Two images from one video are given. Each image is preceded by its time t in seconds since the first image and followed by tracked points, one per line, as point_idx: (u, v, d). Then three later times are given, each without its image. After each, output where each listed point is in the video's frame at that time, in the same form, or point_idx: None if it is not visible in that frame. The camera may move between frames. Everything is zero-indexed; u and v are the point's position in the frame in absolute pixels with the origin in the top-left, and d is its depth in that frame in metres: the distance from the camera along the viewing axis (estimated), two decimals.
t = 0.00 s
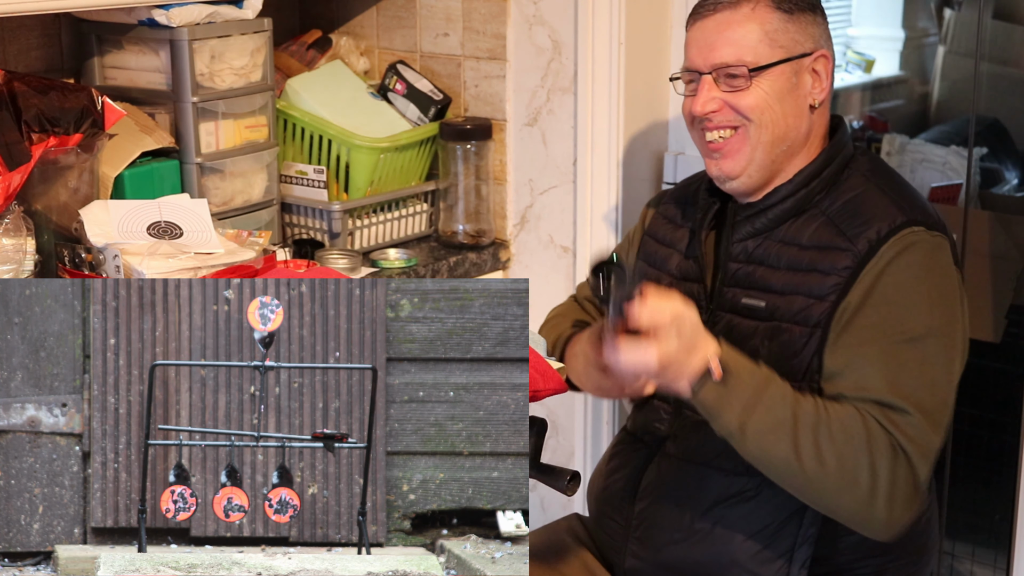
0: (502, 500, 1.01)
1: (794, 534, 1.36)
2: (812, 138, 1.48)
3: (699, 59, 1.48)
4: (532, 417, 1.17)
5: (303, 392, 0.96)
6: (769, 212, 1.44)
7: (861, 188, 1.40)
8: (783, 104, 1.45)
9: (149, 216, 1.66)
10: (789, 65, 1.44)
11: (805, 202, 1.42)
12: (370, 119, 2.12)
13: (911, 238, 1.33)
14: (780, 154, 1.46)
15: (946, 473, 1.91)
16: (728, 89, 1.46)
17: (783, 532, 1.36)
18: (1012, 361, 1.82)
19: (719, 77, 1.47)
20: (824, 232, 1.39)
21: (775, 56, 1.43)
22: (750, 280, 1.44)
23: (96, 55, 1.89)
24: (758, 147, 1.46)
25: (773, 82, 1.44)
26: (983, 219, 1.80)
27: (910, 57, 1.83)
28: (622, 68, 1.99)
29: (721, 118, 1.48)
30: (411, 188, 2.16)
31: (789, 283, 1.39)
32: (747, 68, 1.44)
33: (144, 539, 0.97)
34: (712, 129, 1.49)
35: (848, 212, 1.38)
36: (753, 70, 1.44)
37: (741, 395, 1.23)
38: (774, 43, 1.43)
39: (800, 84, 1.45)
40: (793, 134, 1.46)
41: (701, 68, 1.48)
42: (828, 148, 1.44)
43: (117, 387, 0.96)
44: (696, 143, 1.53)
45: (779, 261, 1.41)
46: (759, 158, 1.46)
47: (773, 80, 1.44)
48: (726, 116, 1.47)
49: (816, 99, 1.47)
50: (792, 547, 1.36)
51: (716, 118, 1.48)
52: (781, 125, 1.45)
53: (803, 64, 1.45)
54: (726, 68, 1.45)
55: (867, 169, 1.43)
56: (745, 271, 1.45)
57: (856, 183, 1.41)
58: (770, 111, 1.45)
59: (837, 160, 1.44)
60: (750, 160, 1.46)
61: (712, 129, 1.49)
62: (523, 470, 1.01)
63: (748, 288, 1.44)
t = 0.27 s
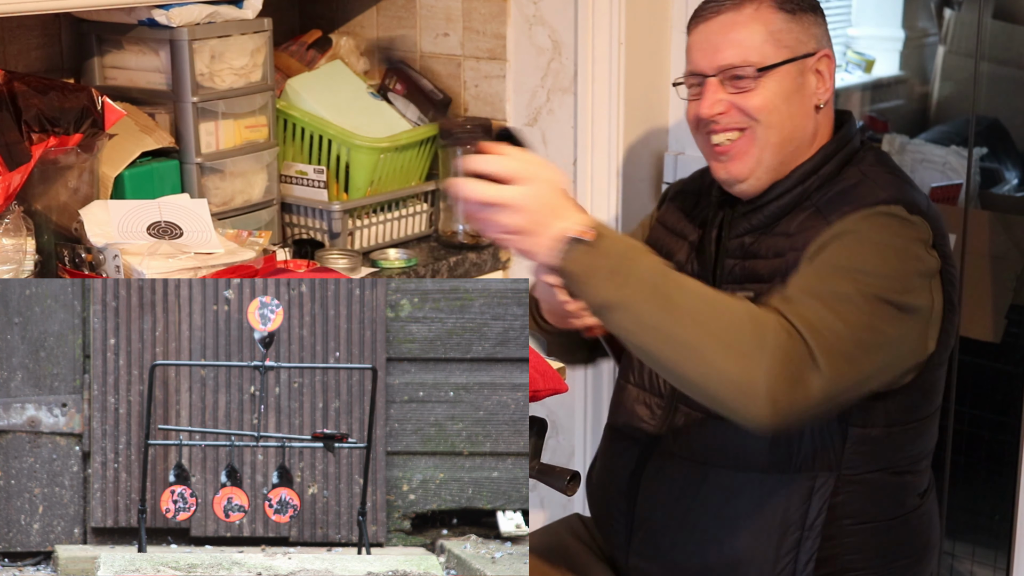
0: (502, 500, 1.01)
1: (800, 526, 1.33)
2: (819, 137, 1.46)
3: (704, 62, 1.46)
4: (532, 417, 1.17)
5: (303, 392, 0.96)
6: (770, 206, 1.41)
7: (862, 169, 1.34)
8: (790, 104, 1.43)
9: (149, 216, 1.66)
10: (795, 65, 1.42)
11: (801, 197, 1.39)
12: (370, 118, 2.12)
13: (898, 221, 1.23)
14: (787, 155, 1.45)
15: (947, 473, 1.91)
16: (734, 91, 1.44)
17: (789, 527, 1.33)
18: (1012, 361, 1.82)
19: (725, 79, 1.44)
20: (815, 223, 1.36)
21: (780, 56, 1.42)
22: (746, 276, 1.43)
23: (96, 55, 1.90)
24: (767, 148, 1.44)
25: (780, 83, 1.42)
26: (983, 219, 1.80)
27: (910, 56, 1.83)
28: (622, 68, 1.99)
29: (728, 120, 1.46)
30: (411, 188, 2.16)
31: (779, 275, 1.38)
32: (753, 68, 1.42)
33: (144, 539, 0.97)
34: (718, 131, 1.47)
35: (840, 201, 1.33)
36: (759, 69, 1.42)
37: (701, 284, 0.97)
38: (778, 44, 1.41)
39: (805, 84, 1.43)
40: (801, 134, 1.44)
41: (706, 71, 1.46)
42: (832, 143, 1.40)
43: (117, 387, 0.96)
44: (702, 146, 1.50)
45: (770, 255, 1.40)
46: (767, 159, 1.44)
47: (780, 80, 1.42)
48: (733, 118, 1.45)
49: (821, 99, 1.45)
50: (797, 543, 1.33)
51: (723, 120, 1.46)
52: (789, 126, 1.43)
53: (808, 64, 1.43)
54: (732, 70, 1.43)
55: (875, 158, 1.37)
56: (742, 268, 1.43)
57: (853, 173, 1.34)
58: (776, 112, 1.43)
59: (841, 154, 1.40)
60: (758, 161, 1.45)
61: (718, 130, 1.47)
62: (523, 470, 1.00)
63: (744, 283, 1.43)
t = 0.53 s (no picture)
0: (502, 500, 1.00)
1: (795, 538, 1.32)
2: (801, 143, 1.46)
3: (689, 59, 1.45)
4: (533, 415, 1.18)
5: (303, 392, 0.97)
6: (748, 210, 1.40)
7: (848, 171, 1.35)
8: (773, 106, 1.42)
9: (149, 215, 1.66)
10: (780, 66, 1.41)
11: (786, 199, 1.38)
12: (370, 118, 2.12)
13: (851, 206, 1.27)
14: (769, 158, 1.44)
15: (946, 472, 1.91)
16: (717, 89, 1.43)
17: (785, 539, 1.32)
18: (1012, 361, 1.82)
19: (709, 77, 1.43)
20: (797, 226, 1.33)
21: (766, 56, 1.41)
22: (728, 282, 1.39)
23: (96, 55, 1.90)
24: (749, 150, 1.43)
25: (764, 82, 1.41)
26: (983, 219, 1.80)
27: (910, 56, 1.82)
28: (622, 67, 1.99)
29: (710, 119, 1.45)
30: (411, 188, 2.16)
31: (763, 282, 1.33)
32: (737, 67, 1.41)
33: (144, 539, 0.97)
34: (700, 130, 1.46)
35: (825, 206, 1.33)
36: (743, 69, 1.41)
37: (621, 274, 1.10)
38: (765, 43, 1.41)
39: (790, 86, 1.43)
40: (783, 138, 1.44)
41: (690, 68, 1.45)
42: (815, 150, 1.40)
43: (117, 387, 0.96)
44: (684, 147, 1.49)
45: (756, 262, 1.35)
46: (748, 161, 1.43)
47: (764, 80, 1.41)
48: (715, 117, 1.44)
49: (807, 103, 1.45)
50: (793, 553, 1.32)
51: (705, 120, 1.45)
52: (772, 129, 1.43)
53: (795, 66, 1.43)
54: (716, 68, 1.42)
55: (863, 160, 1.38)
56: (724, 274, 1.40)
57: (836, 176, 1.35)
58: (759, 113, 1.42)
59: (822, 161, 1.39)
60: (739, 163, 1.44)
61: (700, 130, 1.46)
62: (523, 470, 1.00)
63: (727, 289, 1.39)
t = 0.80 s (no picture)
0: (502, 500, 1.00)
1: (778, 543, 1.29)
2: (776, 150, 1.40)
3: (655, 73, 1.38)
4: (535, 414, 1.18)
5: (303, 392, 0.97)
6: (724, 221, 1.35)
7: (825, 176, 1.30)
8: (744, 116, 1.36)
9: (149, 216, 1.66)
10: (749, 74, 1.35)
11: (760, 208, 1.32)
12: (370, 118, 2.12)
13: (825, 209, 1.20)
14: (744, 168, 1.38)
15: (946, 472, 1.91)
16: (686, 102, 1.36)
17: (767, 544, 1.29)
18: (1012, 361, 1.82)
19: (676, 90, 1.36)
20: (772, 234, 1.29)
21: (734, 66, 1.34)
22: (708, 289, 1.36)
23: (96, 55, 1.89)
24: (721, 163, 1.37)
25: (732, 94, 1.35)
26: (983, 219, 1.80)
27: (910, 57, 1.81)
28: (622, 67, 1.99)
29: (679, 133, 1.38)
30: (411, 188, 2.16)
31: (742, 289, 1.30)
32: (704, 80, 1.34)
33: (144, 539, 0.97)
34: (670, 145, 1.39)
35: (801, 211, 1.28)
36: (708, 81, 1.34)
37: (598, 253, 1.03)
38: (733, 53, 1.34)
39: (760, 95, 1.37)
40: (757, 146, 1.38)
41: (656, 82, 1.38)
42: (790, 156, 1.34)
43: (117, 387, 0.96)
44: (655, 159, 1.42)
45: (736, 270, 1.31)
46: (721, 173, 1.37)
47: (733, 90, 1.35)
48: (684, 131, 1.37)
49: (778, 110, 1.39)
50: (778, 558, 1.29)
51: (675, 133, 1.38)
52: (744, 139, 1.37)
53: (764, 73, 1.37)
54: (683, 80, 1.35)
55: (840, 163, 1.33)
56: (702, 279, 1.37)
57: (810, 181, 1.30)
58: (729, 124, 1.36)
59: (799, 167, 1.33)
60: (713, 175, 1.37)
61: (672, 145, 1.39)
62: (523, 470, 1.00)
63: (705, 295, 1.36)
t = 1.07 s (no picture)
0: (502, 500, 1.01)
1: (756, 531, 1.26)
2: (750, 150, 1.37)
3: (626, 82, 1.39)
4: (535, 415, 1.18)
5: (303, 392, 0.97)
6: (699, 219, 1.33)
7: (796, 164, 1.27)
8: (713, 119, 1.35)
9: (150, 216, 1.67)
10: (715, 77, 1.34)
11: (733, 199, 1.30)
12: (370, 119, 2.12)
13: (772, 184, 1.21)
14: (716, 170, 1.37)
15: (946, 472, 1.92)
16: (653, 108, 1.36)
17: (747, 533, 1.26)
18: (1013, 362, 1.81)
19: (645, 97, 1.37)
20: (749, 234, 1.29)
21: (699, 71, 1.34)
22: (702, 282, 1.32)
23: (96, 55, 1.90)
24: (692, 165, 1.36)
25: (699, 98, 1.34)
26: (983, 219, 1.80)
27: (911, 56, 1.82)
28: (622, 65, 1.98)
29: (649, 138, 1.38)
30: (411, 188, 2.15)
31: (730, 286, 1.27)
32: (667, 86, 1.34)
33: (144, 539, 0.97)
34: (643, 150, 1.39)
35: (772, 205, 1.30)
36: (671, 86, 1.34)
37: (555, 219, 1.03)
38: (698, 59, 1.34)
39: (728, 96, 1.35)
40: (727, 148, 1.36)
41: (626, 90, 1.39)
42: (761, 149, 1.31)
43: (117, 387, 0.96)
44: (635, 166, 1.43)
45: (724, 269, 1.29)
46: (692, 175, 1.37)
47: (699, 95, 1.34)
48: (653, 135, 1.38)
49: (750, 109, 1.36)
50: (757, 546, 1.26)
51: (646, 139, 1.38)
52: (713, 142, 1.36)
53: (731, 75, 1.35)
54: (650, 87, 1.35)
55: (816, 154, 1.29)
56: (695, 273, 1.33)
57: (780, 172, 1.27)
58: (698, 127, 1.35)
59: (770, 160, 1.30)
60: (685, 178, 1.37)
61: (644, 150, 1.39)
62: (523, 470, 1.00)
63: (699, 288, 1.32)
